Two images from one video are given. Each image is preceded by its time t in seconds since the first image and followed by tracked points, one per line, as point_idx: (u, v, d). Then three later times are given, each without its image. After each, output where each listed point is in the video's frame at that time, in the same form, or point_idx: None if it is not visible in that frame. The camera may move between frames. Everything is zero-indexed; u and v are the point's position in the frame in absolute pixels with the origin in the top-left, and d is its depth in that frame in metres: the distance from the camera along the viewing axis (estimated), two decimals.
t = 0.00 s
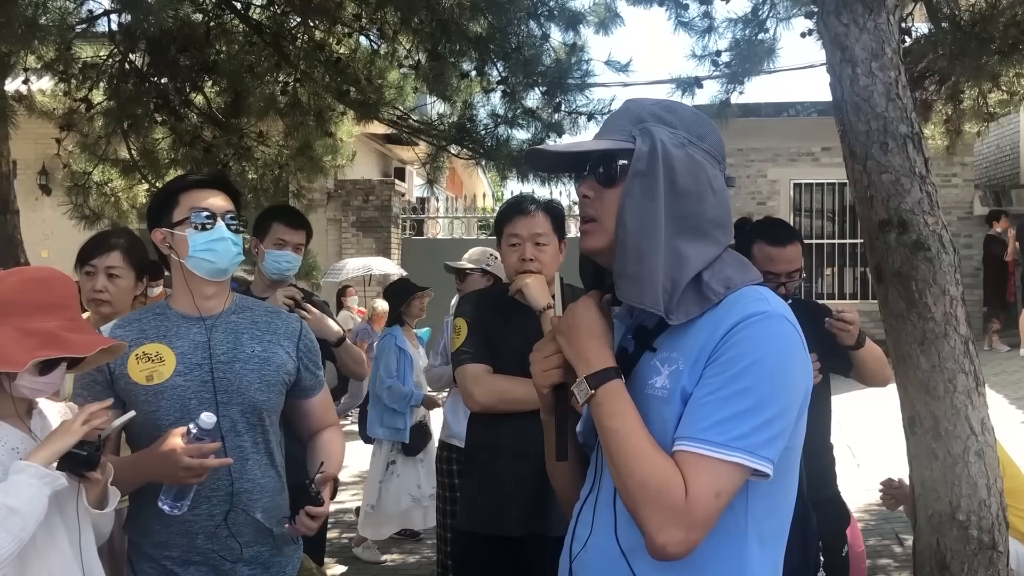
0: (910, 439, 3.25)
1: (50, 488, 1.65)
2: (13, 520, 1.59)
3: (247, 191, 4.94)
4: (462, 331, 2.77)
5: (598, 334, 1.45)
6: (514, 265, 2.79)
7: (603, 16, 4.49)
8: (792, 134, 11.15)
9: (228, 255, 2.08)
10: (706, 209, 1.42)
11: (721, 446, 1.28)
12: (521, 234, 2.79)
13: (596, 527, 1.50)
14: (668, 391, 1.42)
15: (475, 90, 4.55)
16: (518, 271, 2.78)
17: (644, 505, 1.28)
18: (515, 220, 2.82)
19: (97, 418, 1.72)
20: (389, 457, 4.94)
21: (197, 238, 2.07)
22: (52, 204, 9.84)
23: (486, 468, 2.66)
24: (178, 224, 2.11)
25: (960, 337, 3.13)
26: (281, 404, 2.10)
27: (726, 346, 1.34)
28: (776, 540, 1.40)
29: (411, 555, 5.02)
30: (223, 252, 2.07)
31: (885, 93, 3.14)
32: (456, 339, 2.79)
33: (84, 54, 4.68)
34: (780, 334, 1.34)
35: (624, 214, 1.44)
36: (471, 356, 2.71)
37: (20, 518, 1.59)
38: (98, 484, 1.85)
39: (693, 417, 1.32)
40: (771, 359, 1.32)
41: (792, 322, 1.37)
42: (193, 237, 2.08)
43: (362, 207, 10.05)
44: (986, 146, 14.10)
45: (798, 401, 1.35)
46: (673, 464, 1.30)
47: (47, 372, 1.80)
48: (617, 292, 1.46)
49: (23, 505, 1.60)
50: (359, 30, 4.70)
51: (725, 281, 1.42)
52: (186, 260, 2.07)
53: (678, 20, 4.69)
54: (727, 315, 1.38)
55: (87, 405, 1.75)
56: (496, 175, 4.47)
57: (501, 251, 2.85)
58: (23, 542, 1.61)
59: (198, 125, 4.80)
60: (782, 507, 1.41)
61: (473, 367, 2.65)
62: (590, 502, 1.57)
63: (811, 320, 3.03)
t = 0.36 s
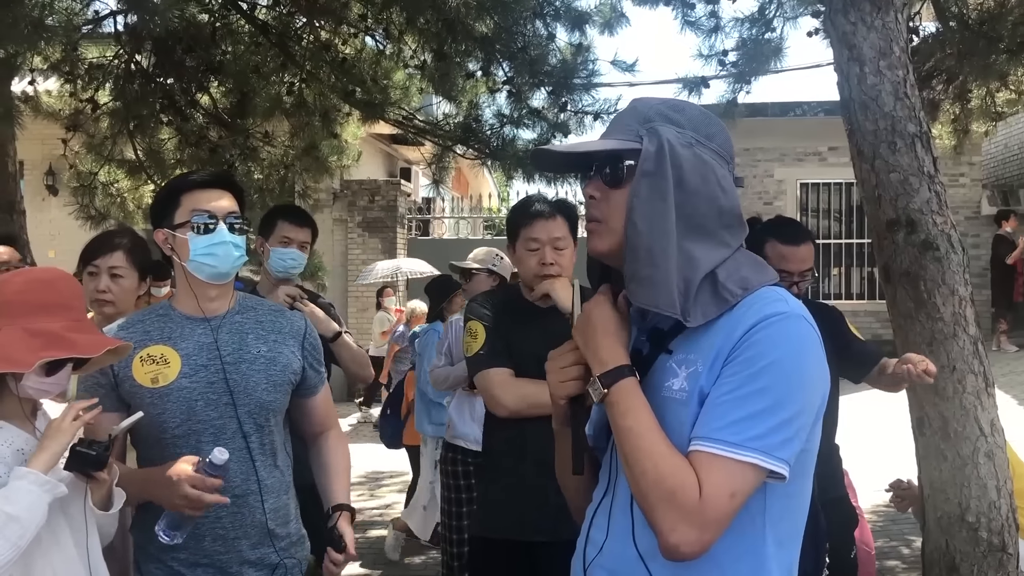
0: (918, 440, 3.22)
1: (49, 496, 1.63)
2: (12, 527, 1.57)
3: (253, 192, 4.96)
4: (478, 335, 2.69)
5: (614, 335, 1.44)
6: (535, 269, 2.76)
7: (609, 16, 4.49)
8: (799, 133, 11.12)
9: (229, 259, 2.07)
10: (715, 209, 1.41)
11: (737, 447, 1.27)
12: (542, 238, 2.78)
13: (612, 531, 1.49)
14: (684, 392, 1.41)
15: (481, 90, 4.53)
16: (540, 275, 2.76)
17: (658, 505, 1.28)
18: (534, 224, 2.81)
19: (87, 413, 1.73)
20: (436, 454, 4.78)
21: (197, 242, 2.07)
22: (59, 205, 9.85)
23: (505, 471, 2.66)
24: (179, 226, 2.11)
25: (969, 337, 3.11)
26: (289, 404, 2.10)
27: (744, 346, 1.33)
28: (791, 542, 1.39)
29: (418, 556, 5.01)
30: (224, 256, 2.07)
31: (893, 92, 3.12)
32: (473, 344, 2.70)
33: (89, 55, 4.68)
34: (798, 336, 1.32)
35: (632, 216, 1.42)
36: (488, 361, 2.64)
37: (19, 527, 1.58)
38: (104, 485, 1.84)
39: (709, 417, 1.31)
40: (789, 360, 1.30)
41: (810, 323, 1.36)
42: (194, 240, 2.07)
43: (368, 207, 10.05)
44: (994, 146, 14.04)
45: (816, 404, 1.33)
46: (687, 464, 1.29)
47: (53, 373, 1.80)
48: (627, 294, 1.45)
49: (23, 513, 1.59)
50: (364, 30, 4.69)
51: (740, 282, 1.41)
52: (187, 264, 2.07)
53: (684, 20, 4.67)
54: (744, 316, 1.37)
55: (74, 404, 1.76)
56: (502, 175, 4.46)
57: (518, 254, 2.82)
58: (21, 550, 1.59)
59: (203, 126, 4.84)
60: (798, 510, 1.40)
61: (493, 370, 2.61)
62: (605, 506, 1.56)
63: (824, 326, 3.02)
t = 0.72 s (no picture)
0: (927, 442, 3.21)
1: (56, 507, 1.64)
2: (17, 536, 1.57)
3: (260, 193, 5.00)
4: (501, 344, 2.60)
5: (628, 338, 1.45)
6: (557, 278, 2.73)
7: (615, 17, 4.48)
8: (806, 134, 11.08)
9: (235, 265, 2.07)
10: (728, 211, 1.41)
11: (749, 450, 1.27)
12: (564, 247, 2.76)
13: (625, 535, 1.49)
14: (696, 394, 1.41)
15: (488, 91, 4.52)
16: (562, 285, 2.74)
17: (669, 508, 1.27)
18: (554, 233, 2.78)
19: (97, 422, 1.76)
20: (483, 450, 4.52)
21: (204, 246, 2.07)
22: (67, 206, 9.88)
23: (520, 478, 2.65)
24: (186, 230, 2.12)
25: (978, 338, 3.10)
26: (298, 404, 2.10)
27: (755, 349, 1.33)
28: (805, 545, 1.39)
29: (425, 556, 5.01)
30: (230, 262, 2.07)
31: (901, 92, 3.11)
32: (496, 354, 2.61)
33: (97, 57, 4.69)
34: (811, 338, 1.32)
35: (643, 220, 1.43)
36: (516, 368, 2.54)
37: (22, 535, 1.58)
38: (116, 485, 1.86)
39: (721, 421, 1.31)
40: (801, 363, 1.30)
41: (823, 326, 1.36)
42: (200, 245, 2.07)
43: (375, 207, 10.06)
44: (1003, 146, 13.97)
45: (829, 407, 1.33)
46: (700, 468, 1.29)
47: (64, 376, 1.80)
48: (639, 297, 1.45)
49: (28, 521, 1.59)
50: (371, 31, 4.69)
51: (753, 284, 1.41)
52: (193, 268, 2.07)
53: (691, 20, 4.66)
54: (755, 319, 1.37)
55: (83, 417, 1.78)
56: (509, 176, 4.46)
57: (537, 262, 2.79)
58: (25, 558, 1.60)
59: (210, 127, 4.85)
60: (810, 513, 1.39)
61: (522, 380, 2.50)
62: (618, 509, 1.56)
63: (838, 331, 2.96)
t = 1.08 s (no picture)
0: (936, 443, 3.20)
1: (68, 507, 1.65)
2: (29, 536, 1.59)
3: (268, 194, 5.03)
4: (509, 348, 2.56)
5: (642, 342, 1.44)
6: (566, 287, 2.69)
7: (621, 17, 4.48)
8: (814, 134, 11.05)
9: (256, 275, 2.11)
10: (736, 212, 1.42)
11: (772, 456, 1.27)
12: (579, 254, 2.69)
13: (633, 533, 1.50)
14: (707, 396, 1.41)
15: (493, 93, 4.54)
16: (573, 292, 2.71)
17: (698, 518, 1.27)
18: (565, 240, 2.68)
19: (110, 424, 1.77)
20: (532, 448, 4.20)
21: (231, 255, 2.09)
22: (75, 207, 9.92)
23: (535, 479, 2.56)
24: (208, 236, 2.11)
25: (986, 340, 3.09)
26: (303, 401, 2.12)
27: (769, 353, 1.33)
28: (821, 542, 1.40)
29: (432, 557, 5.02)
30: (253, 273, 2.10)
31: (909, 93, 3.11)
32: (503, 357, 2.56)
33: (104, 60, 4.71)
34: (824, 340, 1.32)
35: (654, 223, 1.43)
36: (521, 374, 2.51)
37: (35, 536, 1.60)
38: (126, 486, 1.88)
39: (740, 427, 1.31)
40: (815, 366, 1.30)
41: (833, 325, 1.36)
42: (225, 253, 2.08)
43: (381, 208, 10.08)
44: (1011, 146, 13.90)
45: (844, 406, 1.34)
46: (724, 475, 1.29)
47: (75, 379, 1.81)
48: (650, 300, 1.45)
49: (41, 522, 1.61)
50: (378, 33, 4.69)
51: (762, 285, 1.41)
52: (213, 275, 2.08)
53: (698, 21, 4.66)
54: (766, 322, 1.37)
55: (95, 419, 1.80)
56: (515, 176, 4.47)
57: (546, 266, 2.70)
58: (37, 558, 1.61)
59: (218, 128, 4.90)
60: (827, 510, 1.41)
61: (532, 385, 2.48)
62: (626, 507, 1.57)
63: (851, 334, 2.97)
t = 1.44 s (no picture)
0: (943, 444, 3.19)
1: (77, 505, 1.67)
2: (40, 533, 1.60)
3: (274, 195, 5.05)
4: (486, 353, 2.58)
5: (659, 347, 1.44)
6: (550, 296, 2.67)
7: (628, 17, 4.48)
8: (821, 133, 11.01)
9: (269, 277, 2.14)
10: (740, 211, 1.42)
11: (787, 461, 1.28)
12: (566, 264, 2.66)
13: (638, 534, 1.50)
14: (715, 398, 1.41)
15: (500, 94, 4.55)
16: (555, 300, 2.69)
17: (716, 524, 1.27)
18: (558, 250, 2.64)
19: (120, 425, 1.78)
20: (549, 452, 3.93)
21: (245, 258, 2.10)
22: (83, 208, 9.94)
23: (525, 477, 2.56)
24: (221, 240, 2.11)
25: (994, 340, 3.08)
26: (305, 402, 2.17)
27: (778, 357, 1.33)
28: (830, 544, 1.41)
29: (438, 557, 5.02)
30: (266, 274, 2.12)
31: (916, 92, 3.10)
32: (480, 363, 2.59)
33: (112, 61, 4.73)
34: (831, 343, 1.33)
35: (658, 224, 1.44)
36: (500, 379, 2.55)
37: (45, 533, 1.61)
38: (133, 487, 1.88)
39: (753, 431, 1.31)
40: (823, 370, 1.31)
41: (839, 327, 1.37)
42: (240, 256, 2.10)
43: (388, 209, 10.09)
44: (1018, 145, 13.85)
45: (852, 408, 1.35)
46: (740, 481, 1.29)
47: (83, 379, 1.83)
48: (653, 301, 1.46)
49: (52, 519, 1.62)
50: (384, 33, 4.72)
51: (767, 286, 1.41)
52: (229, 279, 2.08)
53: (705, 20, 4.66)
54: (773, 325, 1.37)
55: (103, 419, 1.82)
56: (521, 177, 4.48)
57: (534, 272, 2.65)
58: (48, 556, 1.62)
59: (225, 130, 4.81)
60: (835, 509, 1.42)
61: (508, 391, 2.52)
62: (630, 507, 1.57)
63: (861, 334, 2.97)
